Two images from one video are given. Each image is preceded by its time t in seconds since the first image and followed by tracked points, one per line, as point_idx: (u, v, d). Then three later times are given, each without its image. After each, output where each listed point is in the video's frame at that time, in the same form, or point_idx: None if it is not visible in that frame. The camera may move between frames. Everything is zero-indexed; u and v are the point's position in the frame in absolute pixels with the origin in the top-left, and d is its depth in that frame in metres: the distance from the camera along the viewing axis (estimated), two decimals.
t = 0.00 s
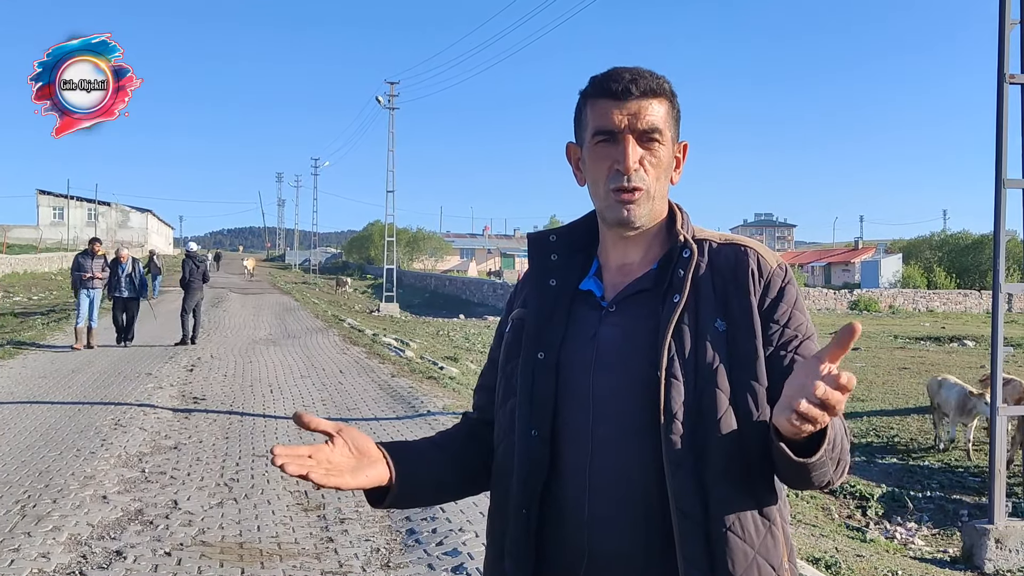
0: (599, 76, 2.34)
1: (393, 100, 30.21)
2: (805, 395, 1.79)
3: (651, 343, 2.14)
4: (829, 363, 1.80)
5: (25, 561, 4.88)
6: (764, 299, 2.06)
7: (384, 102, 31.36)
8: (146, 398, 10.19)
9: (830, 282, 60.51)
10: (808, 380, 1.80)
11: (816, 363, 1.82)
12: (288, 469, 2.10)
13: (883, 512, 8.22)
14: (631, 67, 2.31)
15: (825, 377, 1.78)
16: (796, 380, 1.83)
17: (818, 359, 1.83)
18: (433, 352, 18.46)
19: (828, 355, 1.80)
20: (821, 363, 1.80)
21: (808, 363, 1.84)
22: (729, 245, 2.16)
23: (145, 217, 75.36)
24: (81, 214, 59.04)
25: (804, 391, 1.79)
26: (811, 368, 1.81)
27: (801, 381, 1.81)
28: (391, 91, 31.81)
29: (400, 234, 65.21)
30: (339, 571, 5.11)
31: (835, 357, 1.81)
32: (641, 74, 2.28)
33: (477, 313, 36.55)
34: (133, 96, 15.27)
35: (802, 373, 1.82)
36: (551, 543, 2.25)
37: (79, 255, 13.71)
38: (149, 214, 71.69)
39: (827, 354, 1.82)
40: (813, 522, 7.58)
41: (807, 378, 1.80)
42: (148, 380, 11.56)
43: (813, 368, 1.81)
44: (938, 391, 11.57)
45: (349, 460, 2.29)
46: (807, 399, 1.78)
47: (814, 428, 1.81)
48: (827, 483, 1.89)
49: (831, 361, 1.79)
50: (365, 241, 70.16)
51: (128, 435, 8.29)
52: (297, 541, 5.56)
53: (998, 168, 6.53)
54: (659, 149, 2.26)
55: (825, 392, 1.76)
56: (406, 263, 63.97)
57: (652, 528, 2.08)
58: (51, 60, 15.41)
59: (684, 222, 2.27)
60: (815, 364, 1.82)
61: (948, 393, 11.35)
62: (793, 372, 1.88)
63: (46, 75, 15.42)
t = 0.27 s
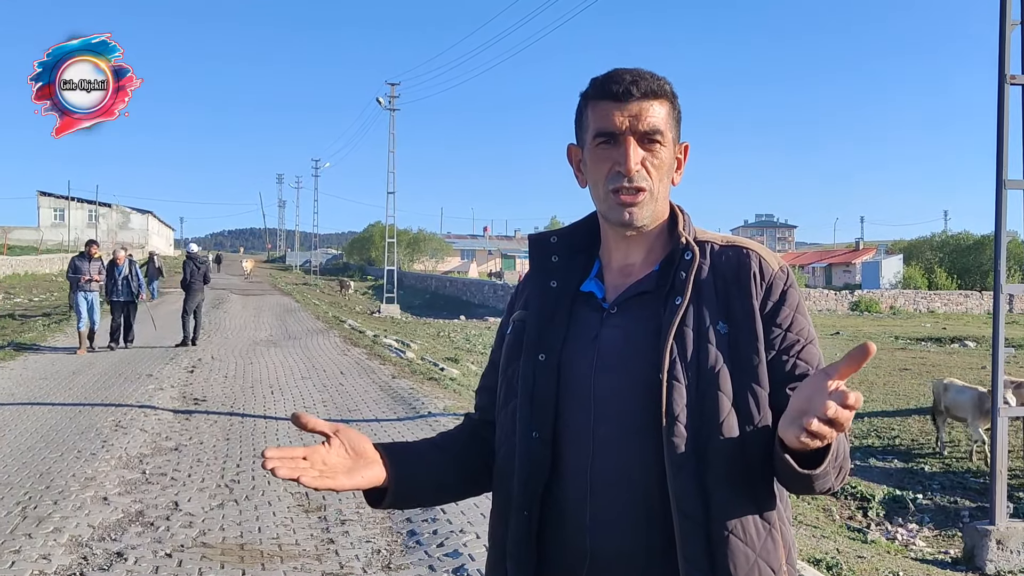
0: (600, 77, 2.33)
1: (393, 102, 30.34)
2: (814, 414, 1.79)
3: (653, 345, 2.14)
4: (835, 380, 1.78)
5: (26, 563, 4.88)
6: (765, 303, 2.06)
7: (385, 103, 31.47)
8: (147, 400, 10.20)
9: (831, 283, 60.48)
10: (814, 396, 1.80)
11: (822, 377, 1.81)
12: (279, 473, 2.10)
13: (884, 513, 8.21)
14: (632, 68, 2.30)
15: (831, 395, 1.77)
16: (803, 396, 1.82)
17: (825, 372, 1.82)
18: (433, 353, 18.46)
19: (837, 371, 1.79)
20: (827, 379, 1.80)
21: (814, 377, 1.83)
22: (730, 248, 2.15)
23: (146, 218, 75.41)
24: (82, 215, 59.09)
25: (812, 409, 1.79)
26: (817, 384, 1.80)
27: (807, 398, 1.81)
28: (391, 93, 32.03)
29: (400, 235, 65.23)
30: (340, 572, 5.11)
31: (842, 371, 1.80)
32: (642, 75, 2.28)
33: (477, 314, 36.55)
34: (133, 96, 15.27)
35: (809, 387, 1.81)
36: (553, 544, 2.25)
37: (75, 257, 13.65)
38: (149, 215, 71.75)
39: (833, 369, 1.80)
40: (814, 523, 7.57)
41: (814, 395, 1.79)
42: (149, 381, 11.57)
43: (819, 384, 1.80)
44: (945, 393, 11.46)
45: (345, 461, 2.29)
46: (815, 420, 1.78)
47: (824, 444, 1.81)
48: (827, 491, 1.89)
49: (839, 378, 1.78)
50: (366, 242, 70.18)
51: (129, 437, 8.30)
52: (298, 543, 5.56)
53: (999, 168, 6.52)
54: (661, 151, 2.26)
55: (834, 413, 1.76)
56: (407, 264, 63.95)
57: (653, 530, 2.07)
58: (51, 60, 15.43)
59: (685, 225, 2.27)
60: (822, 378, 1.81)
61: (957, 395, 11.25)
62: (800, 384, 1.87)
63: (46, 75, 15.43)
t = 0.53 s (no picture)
0: (603, 77, 2.33)
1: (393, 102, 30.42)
2: (815, 424, 1.78)
3: (656, 346, 2.13)
4: (839, 391, 1.77)
5: (27, 564, 4.88)
6: (769, 304, 2.05)
7: (385, 104, 31.54)
8: (148, 401, 10.21)
9: (832, 284, 60.47)
10: (816, 406, 1.79)
11: (825, 387, 1.80)
12: (287, 479, 2.10)
13: (885, 513, 8.21)
14: (636, 68, 2.30)
15: (832, 406, 1.77)
16: (805, 405, 1.82)
17: (827, 382, 1.81)
18: (434, 354, 18.46)
19: (839, 381, 1.78)
20: (830, 389, 1.79)
21: (817, 386, 1.82)
22: (734, 248, 2.15)
23: (147, 219, 75.48)
24: (82, 216, 59.15)
25: (814, 419, 1.78)
26: (820, 394, 1.79)
27: (809, 407, 1.80)
28: (391, 93, 32.12)
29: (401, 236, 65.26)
30: (341, 573, 5.11)
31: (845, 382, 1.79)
32: (645, 75, 2.28)
33: (478, 315, 36.57)
34: (133, 96, 15.28)
35: (811, 397, 1.81)
36: (556, 545, 2.24)
37: (75, 258, 13.54)
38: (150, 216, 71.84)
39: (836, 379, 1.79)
40: (815, 523, 7.57)
41: (816, 404, 1.79)
42: (150, 382, 11.57)
43: (821, 393, 1.79)
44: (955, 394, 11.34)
45: (352, 465, 2.29)
46: (813, 431, 1.77)
47: (825, 454, 1.81)
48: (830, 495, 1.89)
49: (841, 389, 1.77)
50: (366, 243, 70.23)
51: (130, 438, 8.29)
52: (298, 544, 5.55)
53: (1000, 166, 6.51)
54: (664, 151, 2.26)
55: (836, 425, 1.75)
56: (407, 265, 63.96)
57: (657, 530, 2.07)
58: (51, 60, 15.43)
59: (688, 225, 2.26)
60: (825, 388, 1.80)
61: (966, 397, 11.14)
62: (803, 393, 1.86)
63: (46, 75, 15.44)
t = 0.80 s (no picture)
0: (605, 77, 2.33)
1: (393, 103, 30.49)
2: (823, 428, 1.78)
3: (658, 346, 2.13)
4: (846, 393, 1.77)
5: (28, 565, 4.88)
6: (772, 305, 2.05)
7: (385, 105, 31.61)
8: (149, 401, 10.22)
9: (833, 284, 60.46)
10: (823, 409, 1.79)
11: (831, 389, 1.80)
12: (296, 480, 2.10)
13: (886, 514, 8.20)
14: (638, 69, 2.30)
15: (840, 408, 1.76)
16: (812, 407, 1.81)
17: (834, 384, 1.80)
18: (435, 355, 18.47)
19: (846, 382, 1.77)
20: (836, 391, 1.78)
21: (824, 387, 1.82)
22: (736, 249, 2.15)
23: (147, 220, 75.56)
24: (83, 217, 59.23)
25: (822, 421, 1.78)
26: (827, 397, 1.79)
27: (816, 410, 1.80)
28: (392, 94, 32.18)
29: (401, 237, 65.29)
30: (341, 574, 5.11)
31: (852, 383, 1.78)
32: (647, 75, 2.28)
33: (479, 316, 36.59)
34: (133, 96, 15.29)
35: (818, 399, 1.80)
36: (557, 546, 2.24)
37: (78, 260, 13.61)
38: (151, 217, 71.96)
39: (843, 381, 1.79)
40: (815, 524, 7.57)
41: (824, 407, 1.78)
42: (151, 383, 11.58)
43: (828, 396, 1.79)
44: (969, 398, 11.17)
45: (358, 466, 2.29)
46: (821, 435, 1.78)
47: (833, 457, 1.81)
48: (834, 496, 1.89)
49: (849, 391, 1.76)
50: (367, 243, 70.29)
51: (131, 439, 8.30)
52: (299, 545, 5.55)
53: (1001, 166, 6.51)
54: (667, 152, 2.26)
55: (845, 429, 1.75)
56: (408, 266, 63.95)
57: (659, 531, 2.07)
58: (51, 60, 15.44)
59: (690, 225, 2.26)
60: (832, 389, 1.80)
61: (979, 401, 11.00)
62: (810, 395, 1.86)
63: (46, 75, 15.45)
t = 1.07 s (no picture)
0: (606, 77, 2.32)
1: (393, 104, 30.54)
2: (827, 432, 1.77)
3: (658, 346, 2.13)
4: (848, 397, 1.76)
5: (27, 566, 4.88)
6: (772, 306, 2.05)
7: (385, 105, 31.65)
8: (149, 402, 10.22)
9: (834, 284, 60.43)
10: (826, 413, 1.78)
11: (832, 392, 1.79)
12: (325, 501, 2.08)
13: (887, 514, 8.19)
14: (640, 69, 2.30)
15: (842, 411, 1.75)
16: (815, 411, 1.80)
17: (836, 387, 1.80)
18: (436, 355, 18.48)
19: (848, 386, 1.76)
20: (838, 394, 1.77)
21: (825, 391, 1.81)
22: (736, 249, 2.14)
23: (148, 221, 75.62)
24: (83, 217, 59.30)
25: (825, 425, 1.77)
26: (828, 400, 1.78)
27: (819, 413, 1.78)
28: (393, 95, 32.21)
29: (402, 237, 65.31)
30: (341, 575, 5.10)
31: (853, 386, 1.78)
32: (649, 76, 2.27)
33: (479, 316, 36.61)
34: (133, 96, 15.30)
35: (820, 403, 1.79)
36: (555, 544, 2.23)
37: (80, 258, 13.66)
38: (152, 218, 72.02)
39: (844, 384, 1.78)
40: (816, 524, 7.56)
41: (826, 411, 1.77)
42: (151, 384, 11.59)
43: (830, 399, 1.78)
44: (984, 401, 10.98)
45: (374, 480, 2.27)
46: (826, 439, 1.77)
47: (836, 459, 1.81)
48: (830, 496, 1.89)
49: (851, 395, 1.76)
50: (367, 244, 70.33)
51: (131, 440, 8.30)
52: (299, 545, 5.55)
53: (1002, 166, 6.50)
54: (668, 152, 2.25)
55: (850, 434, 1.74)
56: (408, 266, 63.96)
57: (657, 530, 2.06)
58: (51, 60, 15.43)
59: (691, 225, 2.26)
60: (833, 393, 1.79)
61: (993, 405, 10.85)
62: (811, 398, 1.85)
63: (46, 75, 15.44)
